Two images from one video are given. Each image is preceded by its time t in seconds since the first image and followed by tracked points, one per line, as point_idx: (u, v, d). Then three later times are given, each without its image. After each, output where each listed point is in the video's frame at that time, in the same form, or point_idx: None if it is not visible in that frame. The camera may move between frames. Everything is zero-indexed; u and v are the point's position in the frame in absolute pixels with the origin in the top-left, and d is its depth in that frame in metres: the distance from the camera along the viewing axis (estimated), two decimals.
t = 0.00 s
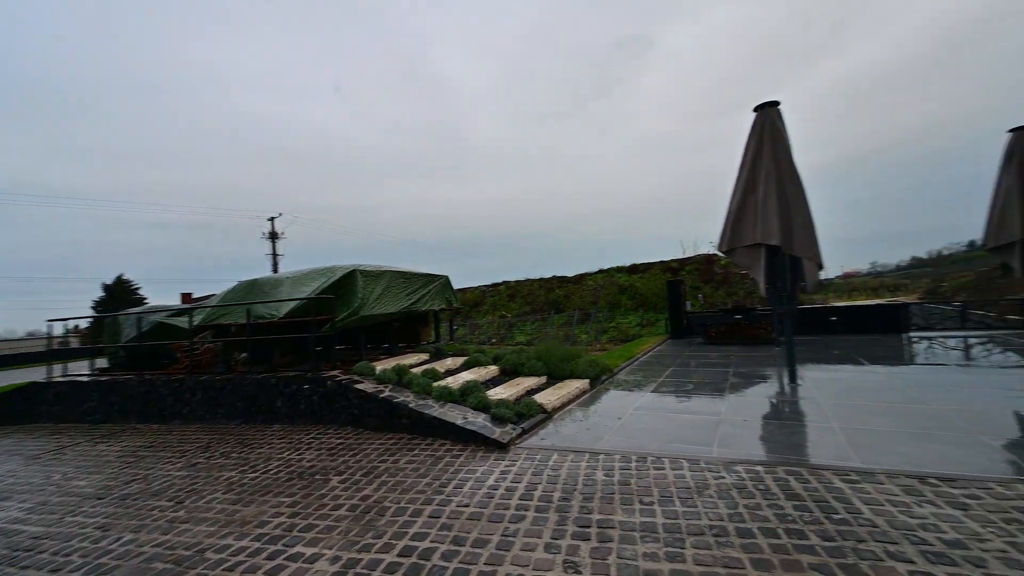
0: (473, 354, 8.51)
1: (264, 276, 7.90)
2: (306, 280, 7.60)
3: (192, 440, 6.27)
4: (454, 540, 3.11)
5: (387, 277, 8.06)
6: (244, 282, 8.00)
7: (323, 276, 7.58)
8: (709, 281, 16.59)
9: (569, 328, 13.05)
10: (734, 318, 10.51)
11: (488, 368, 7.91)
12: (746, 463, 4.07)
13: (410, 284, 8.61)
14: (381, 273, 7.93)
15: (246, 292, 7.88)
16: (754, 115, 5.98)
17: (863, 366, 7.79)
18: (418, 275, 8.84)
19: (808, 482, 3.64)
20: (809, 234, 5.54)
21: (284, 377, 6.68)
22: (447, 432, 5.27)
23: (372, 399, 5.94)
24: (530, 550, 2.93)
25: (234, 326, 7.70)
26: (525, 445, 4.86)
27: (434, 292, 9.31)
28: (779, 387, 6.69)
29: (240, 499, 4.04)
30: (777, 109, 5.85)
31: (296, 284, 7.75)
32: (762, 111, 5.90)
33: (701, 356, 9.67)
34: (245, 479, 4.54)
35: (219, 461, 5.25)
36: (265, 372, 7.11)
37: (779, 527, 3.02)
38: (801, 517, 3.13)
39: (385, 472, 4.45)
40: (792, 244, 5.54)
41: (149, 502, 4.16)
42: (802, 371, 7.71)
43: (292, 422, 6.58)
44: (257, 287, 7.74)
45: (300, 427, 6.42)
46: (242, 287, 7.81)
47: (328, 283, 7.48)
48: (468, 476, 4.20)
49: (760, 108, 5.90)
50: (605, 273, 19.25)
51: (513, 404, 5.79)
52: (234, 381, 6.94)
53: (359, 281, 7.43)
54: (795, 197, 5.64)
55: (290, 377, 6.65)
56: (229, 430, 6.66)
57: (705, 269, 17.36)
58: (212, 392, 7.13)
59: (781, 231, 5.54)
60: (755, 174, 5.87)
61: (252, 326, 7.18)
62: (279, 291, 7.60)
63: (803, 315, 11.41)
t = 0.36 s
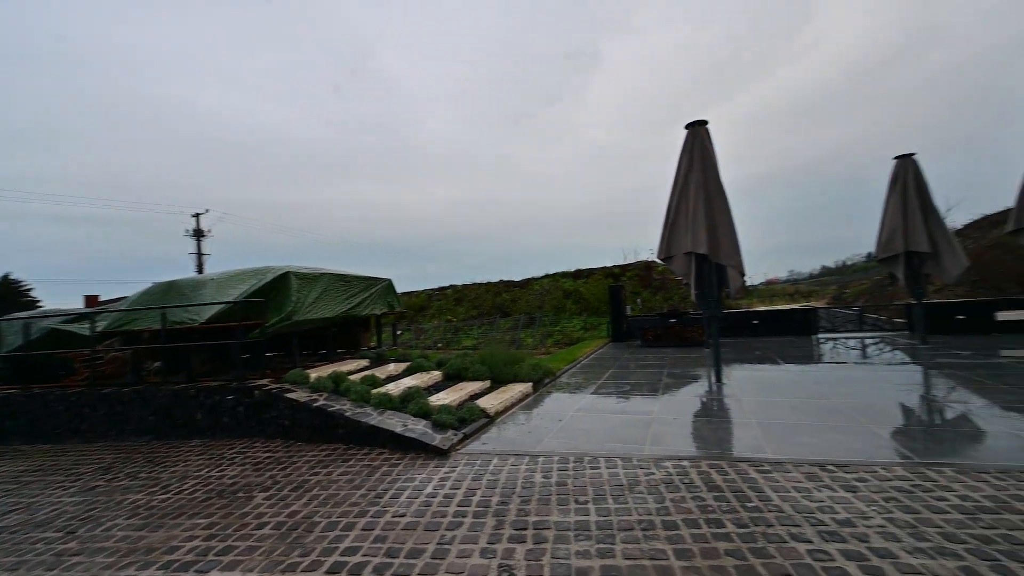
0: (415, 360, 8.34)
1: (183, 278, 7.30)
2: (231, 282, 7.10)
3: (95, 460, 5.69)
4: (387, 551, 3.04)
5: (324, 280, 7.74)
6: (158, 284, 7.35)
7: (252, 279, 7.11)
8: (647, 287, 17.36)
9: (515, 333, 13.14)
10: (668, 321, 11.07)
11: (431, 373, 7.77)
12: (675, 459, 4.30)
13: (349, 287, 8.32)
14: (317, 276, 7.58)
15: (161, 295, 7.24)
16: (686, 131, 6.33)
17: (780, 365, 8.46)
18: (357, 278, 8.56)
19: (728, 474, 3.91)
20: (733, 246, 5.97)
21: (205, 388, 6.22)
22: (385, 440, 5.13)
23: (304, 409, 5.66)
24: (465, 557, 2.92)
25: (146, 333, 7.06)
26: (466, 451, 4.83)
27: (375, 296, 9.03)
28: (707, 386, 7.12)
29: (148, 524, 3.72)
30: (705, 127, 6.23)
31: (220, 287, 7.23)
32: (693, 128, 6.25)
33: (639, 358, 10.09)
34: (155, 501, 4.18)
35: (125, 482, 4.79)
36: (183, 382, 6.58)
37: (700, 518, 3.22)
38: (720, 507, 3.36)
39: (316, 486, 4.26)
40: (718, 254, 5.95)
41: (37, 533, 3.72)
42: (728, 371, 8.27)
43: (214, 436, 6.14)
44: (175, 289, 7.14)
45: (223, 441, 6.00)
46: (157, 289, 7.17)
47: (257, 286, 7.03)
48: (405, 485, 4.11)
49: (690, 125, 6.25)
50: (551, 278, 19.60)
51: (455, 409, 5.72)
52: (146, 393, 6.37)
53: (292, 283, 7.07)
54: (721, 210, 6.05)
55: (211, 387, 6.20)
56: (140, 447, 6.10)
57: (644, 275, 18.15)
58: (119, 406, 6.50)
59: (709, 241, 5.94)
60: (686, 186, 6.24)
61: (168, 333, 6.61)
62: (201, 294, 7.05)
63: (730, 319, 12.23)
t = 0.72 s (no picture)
0: (356, 367, 7.99)
1: (89, 279, 6.59)
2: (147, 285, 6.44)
3: None
4: (315, 572, 2.86)
5: (258, 283, 7.16)
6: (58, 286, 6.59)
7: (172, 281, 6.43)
8: (592, 294, 17.76)
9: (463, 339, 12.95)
10: (612, 327, 11.36)
11: (373, 381, 7.46)
12: (613, 461, 4.36)
13: (287, 291, 7.77)
14: (249, 279, 6.99)
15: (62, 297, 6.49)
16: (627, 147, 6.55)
17: (712, 369, 8.92)
18: (296, 282, 8.02)
19: (661, 474, 4.03)
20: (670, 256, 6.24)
21: (112, 401, 5.62)
22: (319, 453, 4.83)
23: (229, 422, 5.22)
24: (398, 572, 2.81)
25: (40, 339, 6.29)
26: (405, 461, 4.63)
27: (316, 301, 8.49)
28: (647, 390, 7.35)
29: (34, 558, 3.29)
30: (644, 143, 6.50)
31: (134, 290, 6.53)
32: (634, 144, 6.50)
33: (584, 363, 10.26)
34: (44, 532, 3.71)
35: (9, 511, 4.23)
36: (84, 394, 5.92)
37: (633, 518, 3.29)
38: (653, 507, 3.45)
39: (239, 505, 3.94)
40: (657, 264, 6.19)
41: None
42: (666, 374, 8.59)
43: (122, 454, 5.56)
44: (80, 292, 6.43)
45: (133, 460, 5.45)
46: (56, 291, 6.42)
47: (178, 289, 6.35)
48: (339, 500, 3.89)
49: (631, 141, 6.47)
50: (499, 284, 19.57)
51: (396, 418, 5.50)
52: (39, 409, 5.67)
53: (220, 286, 6.46)
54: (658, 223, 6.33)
55: (119, 400, 5.62)
56: (31, 470, 5.41)
57: (590, 282, 18.56)
58: (5, 424, 5.74)
59: (648, 252, 6.17)
60: (630, 197, 6.42)
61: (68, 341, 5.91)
62: (111, 298, 6.37)
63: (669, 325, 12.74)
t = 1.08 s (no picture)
0: (306, 378, 7.61)
1: None
2: (69, 292, 5.80)
3: None
4: None
5: (199, 289, 6.64)
6: None
7: (99, 287, 5.81)
8: (552, 301, 17.87)
9: (421, 347, 12.65)
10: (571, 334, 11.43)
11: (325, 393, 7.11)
12: (570, 467, 4.33)
13: (232, 298, 7.26)
14: (189, 284, 6.45)
15: None
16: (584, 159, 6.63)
17: (666, 374, 9.13)
18: (242, 288, 7.52)
19: (613, 478, 4.04)
20: (626, 263, 6.33)
21: (21, 419, 5.05)
22: (263, 470, 4.51)
23: (162, 440, 4.78)
24: None
25: None
26: (358, 474, 4.40)
27: (265, 308, 7.99)
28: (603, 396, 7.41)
29: None
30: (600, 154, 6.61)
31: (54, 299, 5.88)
32: (591, 156, 6.58)
33: (544, 370, 10.24)
34: None
35: None
36: None
37: (587, 523, 3.26)
38: (607, 510, 3.44)
39: (171, 528, 3.57)
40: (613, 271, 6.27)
41: None
42: (623, 379, 8.70)
43: (32, 479, 5.00)
44: None
45: (47, 486, 4.92)
46: None
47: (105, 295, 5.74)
48: (284, 518, 3.61)
49: (588, 152, 6.56)
50: (460, 291, 19.32)
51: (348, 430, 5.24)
52: None
53: (155, 292, 5.90)
54: (614, 231, 6.42)
55: (30, 418, 5.06)
56: None
57: (550, 289, 18.69)
58: None
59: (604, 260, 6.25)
60: (589, 204, 6.47)
61: None
62: (26, 308, 5.74)
63: (626, 331, 12.97)
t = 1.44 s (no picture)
0: (282, 392, 7.45)
1: None
2: (29, 302, 5.56)
3: None
4: None
5: (170, 300, 6.47)
6: None
7: (61, 297, 5.60)
8: (533, 312, 17.94)
9: (402, 359, 12.52)
10: (552, 344, 11.48)
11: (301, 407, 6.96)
12: (549, 479, 4.34)
13: (204, 310, 7.09)
14: (158, 295, 6.28)
15: None
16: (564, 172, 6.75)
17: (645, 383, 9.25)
18: (214, 300, 7.36)
19: (592, 489, 4.07)
20: (605, 275, 6.43)
21: None
22: (235, 487, 4.39)
23: (128, 457, 4.62)
24: None
25: None
26: (334, 490, 4.32)
27: (238, 320, 7.83)
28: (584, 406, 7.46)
29: None
30: (579, 168, 6.74)
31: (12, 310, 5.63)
32: (570, 170, 6.71)
33: (525, 381, 10.25)
34: None
35: None
36: None
37: (566, 535, 3.27)
38: (585, 522, 3.46)
39: (136, 550, 3.44)
40: (592, 282, 6.36)
41: None
42: (603, 390, 8.78)
43: None
44: None
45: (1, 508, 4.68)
46: None
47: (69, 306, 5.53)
48: (257, 537, 3.52)
49: (568, 166, 6.68)
50: (441, 302, 19.20)
51: (325, 444, 5.14)
52: None
53: (122, 303, 5.72)
54: (593, 243, 6.52)
55: None
56: None
57: (531, 300, 18.77)
58: None
59: (583, 272, 6.33)
60: (567, 216, 6.58)
61: None
62: None
63: (607, 342, 13.11)
